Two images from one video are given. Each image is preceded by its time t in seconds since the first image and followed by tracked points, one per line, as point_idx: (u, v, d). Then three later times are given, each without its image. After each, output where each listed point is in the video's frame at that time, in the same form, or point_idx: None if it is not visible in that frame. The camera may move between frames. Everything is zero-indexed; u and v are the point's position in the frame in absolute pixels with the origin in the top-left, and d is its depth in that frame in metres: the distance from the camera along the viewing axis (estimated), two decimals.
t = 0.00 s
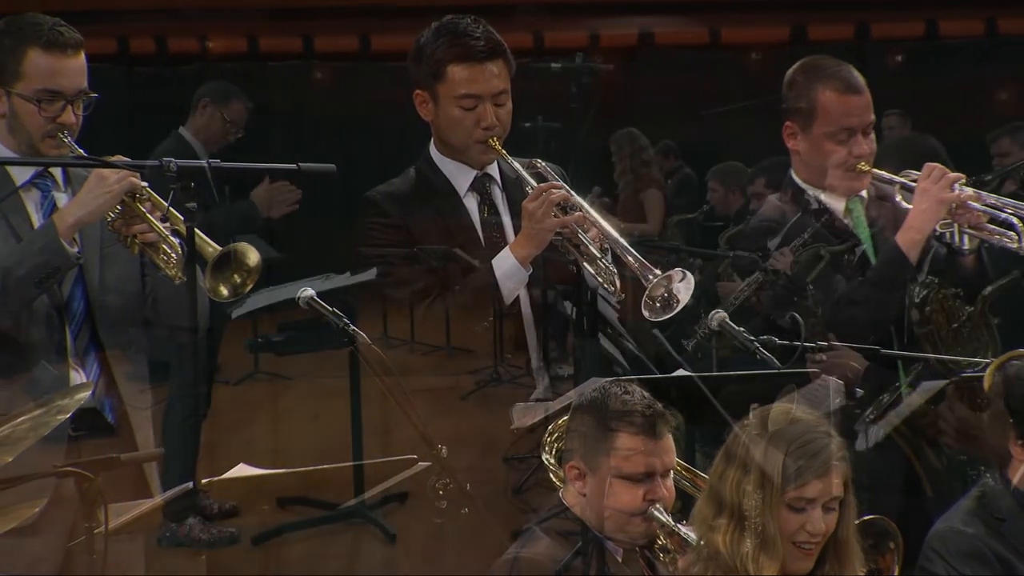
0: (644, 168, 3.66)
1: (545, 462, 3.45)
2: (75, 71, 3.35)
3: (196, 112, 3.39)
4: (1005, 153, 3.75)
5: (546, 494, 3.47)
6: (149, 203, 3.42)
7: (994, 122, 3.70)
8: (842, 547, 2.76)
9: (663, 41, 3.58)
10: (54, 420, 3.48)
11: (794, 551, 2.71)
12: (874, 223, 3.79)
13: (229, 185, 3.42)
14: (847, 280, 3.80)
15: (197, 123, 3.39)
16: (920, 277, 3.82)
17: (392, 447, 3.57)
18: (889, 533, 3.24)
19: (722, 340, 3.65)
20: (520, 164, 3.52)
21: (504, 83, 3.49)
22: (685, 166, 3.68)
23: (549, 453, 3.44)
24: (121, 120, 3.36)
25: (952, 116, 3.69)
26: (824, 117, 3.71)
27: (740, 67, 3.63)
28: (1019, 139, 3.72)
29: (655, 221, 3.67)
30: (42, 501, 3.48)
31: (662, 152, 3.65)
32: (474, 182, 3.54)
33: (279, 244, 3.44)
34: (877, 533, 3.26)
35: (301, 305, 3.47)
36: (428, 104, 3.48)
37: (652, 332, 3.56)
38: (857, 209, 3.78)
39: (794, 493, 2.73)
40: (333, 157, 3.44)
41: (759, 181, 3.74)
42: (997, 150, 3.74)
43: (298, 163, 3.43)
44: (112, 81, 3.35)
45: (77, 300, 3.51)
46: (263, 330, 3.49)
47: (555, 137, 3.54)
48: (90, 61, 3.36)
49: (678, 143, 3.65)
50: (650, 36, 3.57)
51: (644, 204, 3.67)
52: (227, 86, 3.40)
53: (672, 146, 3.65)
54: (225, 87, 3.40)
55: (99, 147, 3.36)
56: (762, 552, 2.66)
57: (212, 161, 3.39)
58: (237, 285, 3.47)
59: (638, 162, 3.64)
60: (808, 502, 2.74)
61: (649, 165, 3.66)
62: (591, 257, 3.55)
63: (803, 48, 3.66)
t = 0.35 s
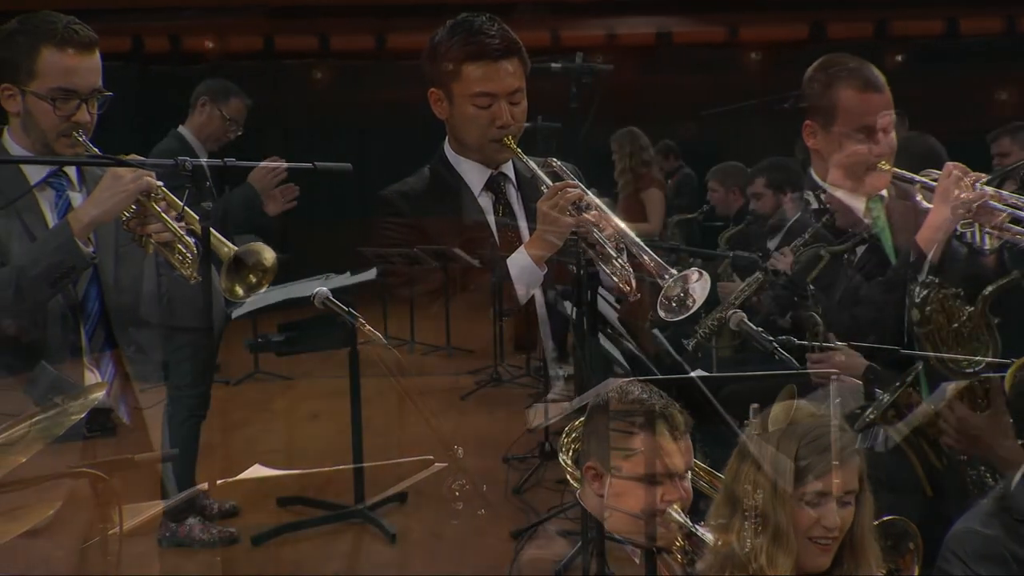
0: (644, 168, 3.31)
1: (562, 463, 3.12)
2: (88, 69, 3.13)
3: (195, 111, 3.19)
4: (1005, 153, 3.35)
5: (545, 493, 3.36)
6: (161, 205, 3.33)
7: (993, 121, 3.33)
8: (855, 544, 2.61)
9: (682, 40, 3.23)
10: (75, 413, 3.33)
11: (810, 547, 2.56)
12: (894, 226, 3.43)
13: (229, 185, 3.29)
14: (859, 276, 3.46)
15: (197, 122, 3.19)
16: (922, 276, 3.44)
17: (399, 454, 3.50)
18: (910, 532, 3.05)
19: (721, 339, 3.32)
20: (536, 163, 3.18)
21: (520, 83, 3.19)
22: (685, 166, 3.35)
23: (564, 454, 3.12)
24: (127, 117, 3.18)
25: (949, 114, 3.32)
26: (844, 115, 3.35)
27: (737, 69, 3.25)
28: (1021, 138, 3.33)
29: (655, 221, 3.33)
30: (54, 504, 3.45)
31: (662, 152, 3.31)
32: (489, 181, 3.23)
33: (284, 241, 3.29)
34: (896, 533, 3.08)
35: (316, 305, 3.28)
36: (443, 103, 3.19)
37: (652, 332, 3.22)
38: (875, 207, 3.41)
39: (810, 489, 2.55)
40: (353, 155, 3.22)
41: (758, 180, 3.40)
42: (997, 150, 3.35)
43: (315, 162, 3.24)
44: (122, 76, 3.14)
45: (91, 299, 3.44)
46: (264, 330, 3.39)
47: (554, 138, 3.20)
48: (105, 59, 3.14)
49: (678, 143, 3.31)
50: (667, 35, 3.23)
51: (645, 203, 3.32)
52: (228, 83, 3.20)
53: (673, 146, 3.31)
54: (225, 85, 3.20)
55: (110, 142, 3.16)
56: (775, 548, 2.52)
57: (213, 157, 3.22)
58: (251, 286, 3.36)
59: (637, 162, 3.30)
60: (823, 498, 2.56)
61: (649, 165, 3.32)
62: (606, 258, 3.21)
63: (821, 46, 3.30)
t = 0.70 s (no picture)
0: (644, 168, 3.06)
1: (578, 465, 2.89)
2: (100, 68, 2.97)
3: (195, 110, 3.03)
4: (1005, 153, 3.20)
5: (544, 493, 3.25)
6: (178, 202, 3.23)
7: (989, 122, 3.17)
8: (878, 548, 2.43)
9: (702, 41, 2.97)
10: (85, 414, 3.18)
11: (832, 551, 2.39)
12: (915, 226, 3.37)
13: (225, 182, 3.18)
14: (862, 274, 3.47)
15: (196, 122, 3.02)
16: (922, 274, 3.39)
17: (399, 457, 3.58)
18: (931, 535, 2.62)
19: (720, 339, 3.27)
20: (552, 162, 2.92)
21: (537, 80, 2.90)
22: (685, 166, 3.17)
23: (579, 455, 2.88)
24: (136, 115, 3.07)
25: (949, 114, 3.18)
26: (864, 112, 3.20)
27: (735, 71, 3.01)
28: (1020, 139, 3.16)
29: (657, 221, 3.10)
30: (67, 504, 3.51)
31: (662, 151, 3.11)
32: (502, 182, 2.93)
33: (291, 239, 3.20)
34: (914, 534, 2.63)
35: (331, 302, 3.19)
36: (457, 102, 2.92)
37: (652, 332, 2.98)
38: (894, 205, 3.39)
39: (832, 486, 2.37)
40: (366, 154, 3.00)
41: (758, 180, 3.30)
42: (998, 148, 3.19)
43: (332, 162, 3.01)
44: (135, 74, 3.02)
45: (106, 298, 3.30)
46: (264, 330, 3.46)
47: (556, 137, 2.94)
48: (119, 57, 3.00)
49: (678, 143, 3.12)
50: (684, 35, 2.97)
51: (645, 204, 3.09)
52: (227, 82, 3.05)
53: (673, 146, 3.11)
54: (224, 83, 3.04)
55: (121, 140, 3.02)
56: (795, 552, 2.37)
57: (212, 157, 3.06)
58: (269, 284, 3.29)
59: (637, 162, 3.04)
60: (848, 500, 2.37)
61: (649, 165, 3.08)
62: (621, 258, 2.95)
63: (838, 46, 3.05)
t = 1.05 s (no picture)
0: (644, 168, 2.93)
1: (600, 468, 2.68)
2: (116, 65, 2.74)
3: (194, 110, 2.89)
4: (1006, 153, 2.96)
5: (544, 493, 3.30)
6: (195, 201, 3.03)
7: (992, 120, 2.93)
8: (910, 556, 2.55)
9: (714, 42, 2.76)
10: (94, 419, 3.09)
11: (864, 561, 2.50)
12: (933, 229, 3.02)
13: (228, 186, 3.07)
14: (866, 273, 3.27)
15: (197, 121, 2.90)
16: (922, 275, 3.00)
17: (400, 459, 3.51)
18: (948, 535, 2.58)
19: (720, 339, 3.54)
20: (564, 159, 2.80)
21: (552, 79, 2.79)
22: (685, 166, 3.06)
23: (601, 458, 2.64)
24: (145, 115, 2.89)
25: (950, 114, 2.94)
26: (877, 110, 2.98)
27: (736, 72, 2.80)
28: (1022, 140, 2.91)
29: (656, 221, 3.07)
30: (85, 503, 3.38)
31: (663, 151, 2.91)
32: (516, 182, 2.81)
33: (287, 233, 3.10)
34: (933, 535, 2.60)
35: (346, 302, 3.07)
36: (472, 100, 2.81)
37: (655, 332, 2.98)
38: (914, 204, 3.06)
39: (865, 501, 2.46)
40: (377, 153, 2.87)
41: (757, 181, 3.41)
42: (998, 150, 2.96)
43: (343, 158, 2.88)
44: (149, 73, 2.85)
45: (122, 299, 2.99)
46: (264, 332, 3.23)
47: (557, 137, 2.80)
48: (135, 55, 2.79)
49: (679, 143, 2.92)
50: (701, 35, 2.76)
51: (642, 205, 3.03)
52: (227, 81, 2.86)
53: (673, 145, 2.91)
54: (224, 82, 2.86)
55: (137, 139, 2.84)
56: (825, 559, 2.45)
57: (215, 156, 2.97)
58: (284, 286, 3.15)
59: (636, 162, 2.89)
60: (879, 511, 2.47)
61: (649, 165, 2.94)
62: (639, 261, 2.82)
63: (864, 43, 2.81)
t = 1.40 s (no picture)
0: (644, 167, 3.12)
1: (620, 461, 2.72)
2: (131, 65, 2.86)
3: (195, 110, 2.87)
4: (1005, 154, 3.03)
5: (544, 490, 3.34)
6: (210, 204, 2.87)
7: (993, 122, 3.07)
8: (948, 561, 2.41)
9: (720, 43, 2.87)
10: (104, 419, 3.82)
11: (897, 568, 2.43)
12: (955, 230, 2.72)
13: (232, 185, 2.95)
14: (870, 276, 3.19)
15: (197, 123, 2.86)
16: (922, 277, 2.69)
17: (400, 460, 3.54)
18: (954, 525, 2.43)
19: (720, 340, 3.73)
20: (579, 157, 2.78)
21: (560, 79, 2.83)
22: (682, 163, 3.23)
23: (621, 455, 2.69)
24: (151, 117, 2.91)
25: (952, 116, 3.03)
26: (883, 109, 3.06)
27: (736, 72, 2.94)
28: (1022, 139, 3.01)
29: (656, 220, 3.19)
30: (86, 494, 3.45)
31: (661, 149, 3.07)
32: (530, 180, 2.76)
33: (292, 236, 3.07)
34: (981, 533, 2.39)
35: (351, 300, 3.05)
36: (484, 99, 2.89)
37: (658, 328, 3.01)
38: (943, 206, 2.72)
39: (892, 507, 2.43)
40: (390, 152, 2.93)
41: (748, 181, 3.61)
42: (996, 152, 3.05)
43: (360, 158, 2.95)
44: (161, 73, 2.93)
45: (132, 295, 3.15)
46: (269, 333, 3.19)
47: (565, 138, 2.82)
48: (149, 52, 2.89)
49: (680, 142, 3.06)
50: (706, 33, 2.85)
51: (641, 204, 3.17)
52: (227, 81, 2.88)
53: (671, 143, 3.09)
54: (224, 83, 2.87)
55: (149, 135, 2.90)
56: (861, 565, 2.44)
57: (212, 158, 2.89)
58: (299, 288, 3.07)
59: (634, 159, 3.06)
60: (912, 516, 2.41)
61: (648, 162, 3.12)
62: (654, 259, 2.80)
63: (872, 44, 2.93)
